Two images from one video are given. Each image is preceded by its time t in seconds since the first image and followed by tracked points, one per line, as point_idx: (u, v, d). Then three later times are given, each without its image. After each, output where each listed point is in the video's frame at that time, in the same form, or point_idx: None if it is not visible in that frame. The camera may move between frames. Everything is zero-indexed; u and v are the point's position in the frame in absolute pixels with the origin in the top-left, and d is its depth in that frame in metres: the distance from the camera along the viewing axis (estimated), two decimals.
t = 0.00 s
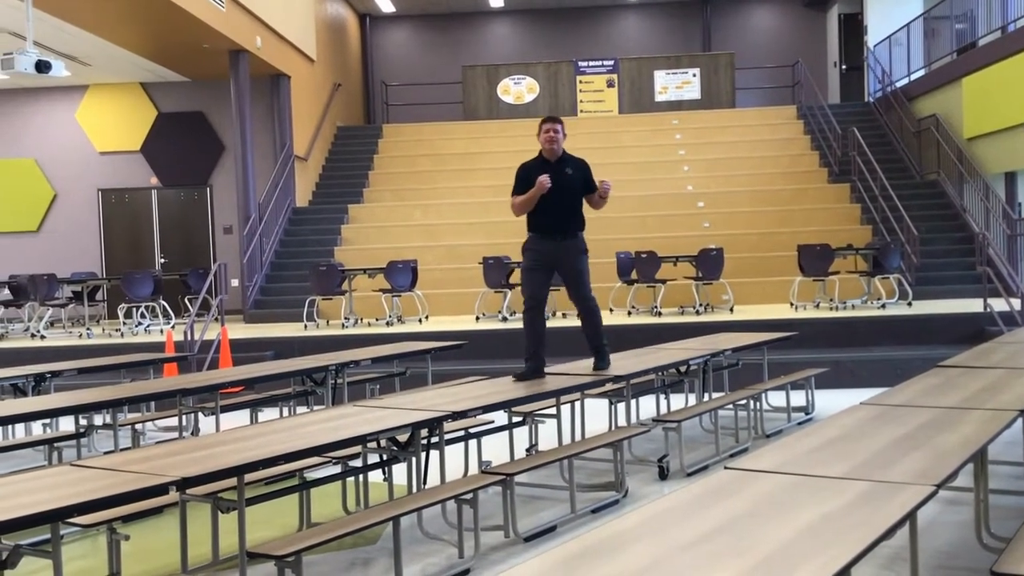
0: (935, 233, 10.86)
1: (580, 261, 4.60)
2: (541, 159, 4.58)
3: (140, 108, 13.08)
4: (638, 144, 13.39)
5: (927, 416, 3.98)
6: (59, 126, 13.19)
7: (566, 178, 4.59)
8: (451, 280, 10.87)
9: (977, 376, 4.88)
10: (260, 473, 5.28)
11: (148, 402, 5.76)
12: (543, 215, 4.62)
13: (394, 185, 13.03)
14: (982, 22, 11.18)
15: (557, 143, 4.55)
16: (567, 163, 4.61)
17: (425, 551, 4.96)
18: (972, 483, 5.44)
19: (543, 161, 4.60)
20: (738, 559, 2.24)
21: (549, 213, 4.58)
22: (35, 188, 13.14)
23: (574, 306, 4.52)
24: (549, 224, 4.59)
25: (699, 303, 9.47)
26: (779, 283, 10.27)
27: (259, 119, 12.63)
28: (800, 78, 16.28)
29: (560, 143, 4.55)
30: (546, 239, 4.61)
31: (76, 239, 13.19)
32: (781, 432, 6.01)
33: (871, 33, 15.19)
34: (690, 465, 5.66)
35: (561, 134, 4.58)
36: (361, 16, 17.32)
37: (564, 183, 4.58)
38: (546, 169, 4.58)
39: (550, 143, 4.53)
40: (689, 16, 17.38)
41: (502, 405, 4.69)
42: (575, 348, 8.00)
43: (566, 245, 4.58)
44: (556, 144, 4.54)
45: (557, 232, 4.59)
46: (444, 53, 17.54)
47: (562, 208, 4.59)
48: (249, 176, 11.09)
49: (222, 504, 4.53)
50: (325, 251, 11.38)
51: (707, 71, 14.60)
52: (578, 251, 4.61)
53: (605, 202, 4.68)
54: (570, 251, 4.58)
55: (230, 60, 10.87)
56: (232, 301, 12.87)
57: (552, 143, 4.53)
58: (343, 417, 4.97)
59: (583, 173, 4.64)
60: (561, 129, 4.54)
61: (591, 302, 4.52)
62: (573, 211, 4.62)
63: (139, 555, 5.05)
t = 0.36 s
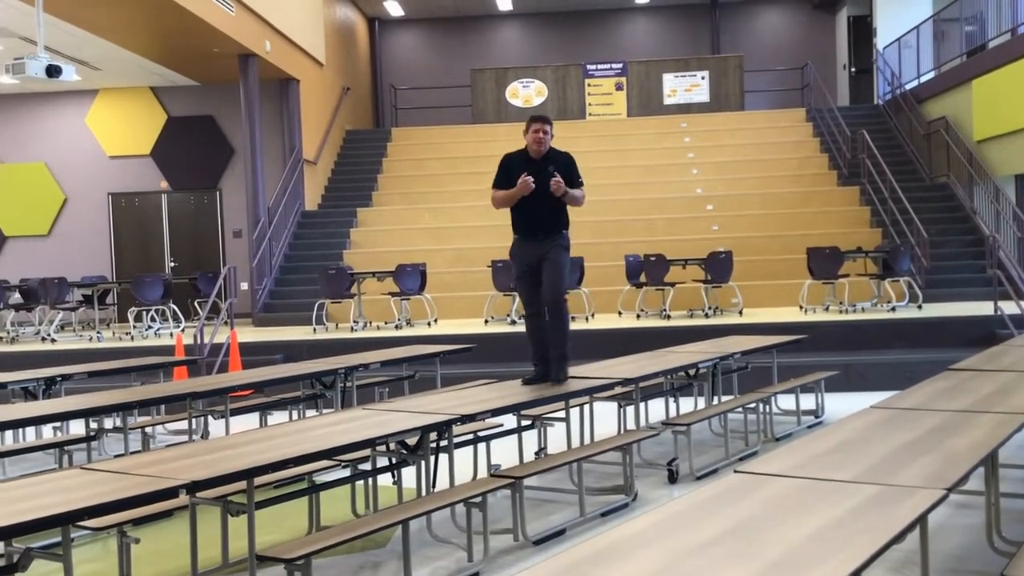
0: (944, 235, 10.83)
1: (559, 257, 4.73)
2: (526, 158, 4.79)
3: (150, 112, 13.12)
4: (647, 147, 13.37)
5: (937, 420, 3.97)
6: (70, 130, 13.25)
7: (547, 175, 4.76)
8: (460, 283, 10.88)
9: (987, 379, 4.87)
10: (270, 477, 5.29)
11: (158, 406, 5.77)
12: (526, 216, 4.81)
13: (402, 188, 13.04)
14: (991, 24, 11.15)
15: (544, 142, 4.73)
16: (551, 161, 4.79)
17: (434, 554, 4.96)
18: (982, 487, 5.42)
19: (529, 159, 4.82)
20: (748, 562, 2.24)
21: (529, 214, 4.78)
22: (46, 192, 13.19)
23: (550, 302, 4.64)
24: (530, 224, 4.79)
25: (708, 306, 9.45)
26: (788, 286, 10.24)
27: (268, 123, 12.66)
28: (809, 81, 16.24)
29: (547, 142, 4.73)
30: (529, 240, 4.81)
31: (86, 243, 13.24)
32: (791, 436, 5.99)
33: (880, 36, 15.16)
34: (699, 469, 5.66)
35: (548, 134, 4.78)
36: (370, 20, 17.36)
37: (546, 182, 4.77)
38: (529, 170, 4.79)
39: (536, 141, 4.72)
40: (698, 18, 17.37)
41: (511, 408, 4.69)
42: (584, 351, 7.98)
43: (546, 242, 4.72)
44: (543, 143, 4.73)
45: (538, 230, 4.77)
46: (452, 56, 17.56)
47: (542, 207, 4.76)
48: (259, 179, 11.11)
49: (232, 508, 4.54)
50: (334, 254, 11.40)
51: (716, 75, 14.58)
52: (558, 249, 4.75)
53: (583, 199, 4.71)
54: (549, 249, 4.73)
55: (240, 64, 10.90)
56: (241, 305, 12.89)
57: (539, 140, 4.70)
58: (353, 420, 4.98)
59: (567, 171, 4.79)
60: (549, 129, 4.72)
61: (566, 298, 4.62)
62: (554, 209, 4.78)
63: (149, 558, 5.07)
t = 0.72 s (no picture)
0: (958, 237, 10.78)
1: (552, 267, 4.36)
2: (524, 157, 4.39)
3: (163, 114, 13.18)
4: (659, 148, 13.35)
5: (952, 422, 3.96)
6: (84, 132, 13.32)
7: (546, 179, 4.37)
8: (472, 284, 10.89)
9: (1002, 381, 4.84)
10: (284, 478, 5.30)
11: (172, 407, 5.79)
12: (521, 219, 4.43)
13: (413, 190, 13.06)
14: (1005, 24, 11.10)
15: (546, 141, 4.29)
16: (551, 162, 4.38)
17: (446, 556, 4.98)
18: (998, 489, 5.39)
19: (528, 159, 4.41)
20: (762, 565, 2.24)
21: (523, 216, 4.40)
22: (60, 194, 13.26)
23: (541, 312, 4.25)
24: (524, 228, 4.41)
25: (721, 308, 9.43)
26: (801, 287, 10.21)
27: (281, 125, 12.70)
28: (822, 82, 16.19)
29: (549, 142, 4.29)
30: (523, 243, 4.44)
31: (100, 244, 13.30)
32: (804, 438, 5.98)
33: (893, 37, 15.12)
34: (712, 471, 5.65)
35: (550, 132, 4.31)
36: (382, 23, 17.41)
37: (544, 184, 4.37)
38: (526, 170, 4.40)
39: (538, 141, 4.29)
40: (710, 20, 17.34)
41: (524, 410, 4.69)
42: (598, 353, 7.97)
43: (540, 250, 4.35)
44: (545, 142, 4.28)
45: (531, 234, 4.40)
46: (464, 58, 17.58)
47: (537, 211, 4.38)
48: (271, 181, 11.15)
49: (246, 509, 4.57)
50: (347, 256, 11.43)
51: (728, 76, 14.56)
52: (552, 257, 4.37)
53: (584, 215, 4.32)
54: (542, 256, 4.35)
55: (253, 66, 10.93)
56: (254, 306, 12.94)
57: (542, 140, 4.27)
58: (366, 422, 4.99)
59: (567, 174, 4.40)
60: (553, 128, 4.27)
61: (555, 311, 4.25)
62: (551, 215, 4.40)
63: (164, 558, 5.09)
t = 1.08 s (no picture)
0: (972, 237, 10.73)
1: (555, 266, 4.15)
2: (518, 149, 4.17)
3: (178, 116, 13.24)
4: (672, 148, 13.33)
5: (968, 421, 3.94)
6: (98, 133, 13.38)
7: (542, 171, 4.14)
8: (484, 285, 10.90)
9: (1019, 381, 4.81)
10: (297, 477, 5.32)
11: (187, 407, 5.81)
12: (517, 215, 4.19)
13: (424, 190, 13.07)
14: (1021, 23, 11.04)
15: (539, 131, 4.12)
16: (545, 154, 4.17)
17: (459, 556, 4.98)
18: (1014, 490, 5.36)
19: (522, 152, 4.19)
20: (776, 565, 2.23)
21: (520, 213, 4.16)
22: (75, 195, 13.34)
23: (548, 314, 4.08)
24: (522, 225, 4.17)
25: (734, 308, 9.41)
26: (815, 288, 10.18)
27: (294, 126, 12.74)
28: (836, 82, 16.15)
29: (543, 132, 4.12)
30: (519, 241, 4.18)
31: (115, 245, 13.37)
32: (818, 438, 5.96)
33: (908, 36, 15.06)
34: (725, 471, 5.64)
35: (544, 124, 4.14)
36: (395, 23, 17.44)
37: (541, 178, 4.14)
38: (522, 164, 4.16)
39: (531, 131, 4.11)
40: (723, 20, 17.32)
41: (537, 410, 4.69)
42: (611, 353, 7.96)
43: (541, 248, 4.13)
44: (539, 132, 4.11)
45: (531, 232, 4.15)
46: (477, 59, 17.59)
47: (535, 206, 4.15)
48: (284, 182, 11.18)
49: (261, 508, 4.59)
50: (359, 257, 11.46)
51: (741, 76, 14.52)
52: (555, 255, 4.15)
53: (581, 203, 4.08)
54: (544, 255, 4.12)
55: (266, 67, 10.97)
56: (267, 306, 12.98)
57: (534, 130, 4.10)
58: (379, 422, 5.00)
59: (563, 164, 4.16)
60: (544, 117, 4.12)
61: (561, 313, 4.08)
62: (549, 210, 4.17)
63: (179, 558, 5.12)
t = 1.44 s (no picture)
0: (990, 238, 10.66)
1: (537, 273, 3.99)
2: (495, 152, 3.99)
3: (195, 118, 13.31)
4: (687, 149, 13.29)
5: (986, 424, 3.91)
6: (115, 135, 13.46)
7: (520, 175, 3.97)
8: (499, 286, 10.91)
9: None
10: (313, 478, 5.33)
11: (203, 408, 5.84)
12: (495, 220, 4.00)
13: (438, 192, 13.08)
14: None
15: (517, 135, 3.93)
16: (522, 157, 4.00)
17: (474, 558, 4.99)
18: None
19: (497, 155, 4.01)
20: (793, 568, 2.22)
21: (498, 218, 3.97)
22: (92, 197, 13.42)
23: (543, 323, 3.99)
24: (499, 231, 3.98)
25: (750, 310, 9.39)
26: (831, 289, 10.13)
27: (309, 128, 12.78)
28: (853, 83, 16.07)
29: (521, 135, 3.93)
30: (497, 248, 3.99)
31: (132, 247, 13.43)
32: (835, 441, 5.93)
33: (926, 37, 14.97)
34: (741, 474, 5.62)
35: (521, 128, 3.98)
36: (410, 26, 17.48)
37: (520, 182, 3.96)
38: (499, 168, 3.98)
39: (509, 134, 3.92)
40: (739, 21, 17.28)
41: (552, 412, 4.69)
42: (628, 354, 7.95)
43: (522, 255, 3.96)
44: (517, 135, 3.92)
45: (510, 238, 3.97)
46: (492, 61, 17.59)
47: (514, 211, 3.97)
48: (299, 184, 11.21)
49: (277, 509, 4.60)
50: (374, 258, 11.48)
51: (757, 77, 14.47)
52: (537, 262, 3.99)
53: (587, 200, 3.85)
54: (526, 262, 3.96)
55: (282, 70, 11.01)
56: (283, 308, 13.01)
57: (513, 133, 3.91)
58: (395, 424, 5.01)
59: (541, 169, 4.01)
60: (523, 120, 3.92)
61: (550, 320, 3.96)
62: (527, 214, 3.99)
63: (195, 558, 5.14)
